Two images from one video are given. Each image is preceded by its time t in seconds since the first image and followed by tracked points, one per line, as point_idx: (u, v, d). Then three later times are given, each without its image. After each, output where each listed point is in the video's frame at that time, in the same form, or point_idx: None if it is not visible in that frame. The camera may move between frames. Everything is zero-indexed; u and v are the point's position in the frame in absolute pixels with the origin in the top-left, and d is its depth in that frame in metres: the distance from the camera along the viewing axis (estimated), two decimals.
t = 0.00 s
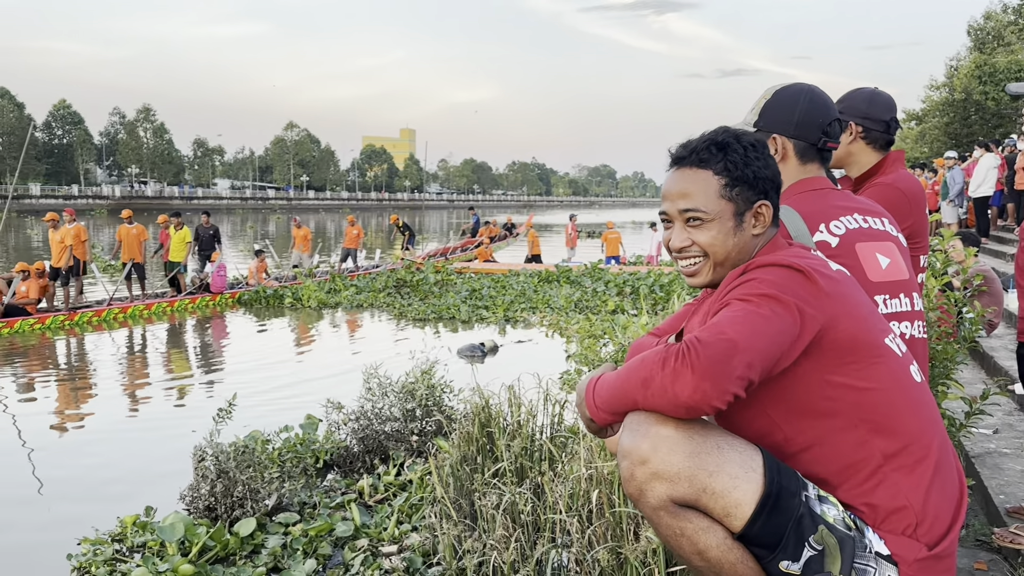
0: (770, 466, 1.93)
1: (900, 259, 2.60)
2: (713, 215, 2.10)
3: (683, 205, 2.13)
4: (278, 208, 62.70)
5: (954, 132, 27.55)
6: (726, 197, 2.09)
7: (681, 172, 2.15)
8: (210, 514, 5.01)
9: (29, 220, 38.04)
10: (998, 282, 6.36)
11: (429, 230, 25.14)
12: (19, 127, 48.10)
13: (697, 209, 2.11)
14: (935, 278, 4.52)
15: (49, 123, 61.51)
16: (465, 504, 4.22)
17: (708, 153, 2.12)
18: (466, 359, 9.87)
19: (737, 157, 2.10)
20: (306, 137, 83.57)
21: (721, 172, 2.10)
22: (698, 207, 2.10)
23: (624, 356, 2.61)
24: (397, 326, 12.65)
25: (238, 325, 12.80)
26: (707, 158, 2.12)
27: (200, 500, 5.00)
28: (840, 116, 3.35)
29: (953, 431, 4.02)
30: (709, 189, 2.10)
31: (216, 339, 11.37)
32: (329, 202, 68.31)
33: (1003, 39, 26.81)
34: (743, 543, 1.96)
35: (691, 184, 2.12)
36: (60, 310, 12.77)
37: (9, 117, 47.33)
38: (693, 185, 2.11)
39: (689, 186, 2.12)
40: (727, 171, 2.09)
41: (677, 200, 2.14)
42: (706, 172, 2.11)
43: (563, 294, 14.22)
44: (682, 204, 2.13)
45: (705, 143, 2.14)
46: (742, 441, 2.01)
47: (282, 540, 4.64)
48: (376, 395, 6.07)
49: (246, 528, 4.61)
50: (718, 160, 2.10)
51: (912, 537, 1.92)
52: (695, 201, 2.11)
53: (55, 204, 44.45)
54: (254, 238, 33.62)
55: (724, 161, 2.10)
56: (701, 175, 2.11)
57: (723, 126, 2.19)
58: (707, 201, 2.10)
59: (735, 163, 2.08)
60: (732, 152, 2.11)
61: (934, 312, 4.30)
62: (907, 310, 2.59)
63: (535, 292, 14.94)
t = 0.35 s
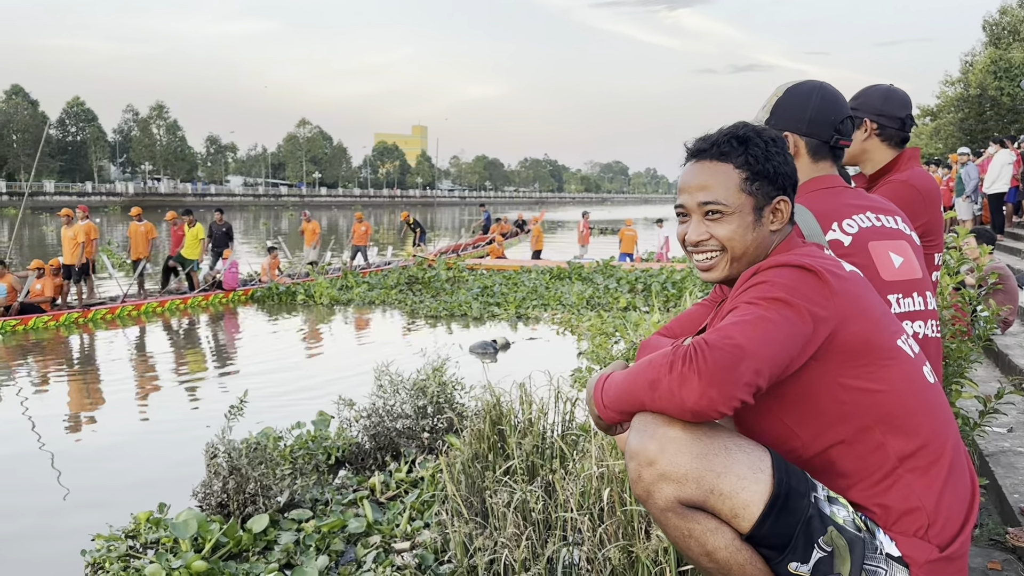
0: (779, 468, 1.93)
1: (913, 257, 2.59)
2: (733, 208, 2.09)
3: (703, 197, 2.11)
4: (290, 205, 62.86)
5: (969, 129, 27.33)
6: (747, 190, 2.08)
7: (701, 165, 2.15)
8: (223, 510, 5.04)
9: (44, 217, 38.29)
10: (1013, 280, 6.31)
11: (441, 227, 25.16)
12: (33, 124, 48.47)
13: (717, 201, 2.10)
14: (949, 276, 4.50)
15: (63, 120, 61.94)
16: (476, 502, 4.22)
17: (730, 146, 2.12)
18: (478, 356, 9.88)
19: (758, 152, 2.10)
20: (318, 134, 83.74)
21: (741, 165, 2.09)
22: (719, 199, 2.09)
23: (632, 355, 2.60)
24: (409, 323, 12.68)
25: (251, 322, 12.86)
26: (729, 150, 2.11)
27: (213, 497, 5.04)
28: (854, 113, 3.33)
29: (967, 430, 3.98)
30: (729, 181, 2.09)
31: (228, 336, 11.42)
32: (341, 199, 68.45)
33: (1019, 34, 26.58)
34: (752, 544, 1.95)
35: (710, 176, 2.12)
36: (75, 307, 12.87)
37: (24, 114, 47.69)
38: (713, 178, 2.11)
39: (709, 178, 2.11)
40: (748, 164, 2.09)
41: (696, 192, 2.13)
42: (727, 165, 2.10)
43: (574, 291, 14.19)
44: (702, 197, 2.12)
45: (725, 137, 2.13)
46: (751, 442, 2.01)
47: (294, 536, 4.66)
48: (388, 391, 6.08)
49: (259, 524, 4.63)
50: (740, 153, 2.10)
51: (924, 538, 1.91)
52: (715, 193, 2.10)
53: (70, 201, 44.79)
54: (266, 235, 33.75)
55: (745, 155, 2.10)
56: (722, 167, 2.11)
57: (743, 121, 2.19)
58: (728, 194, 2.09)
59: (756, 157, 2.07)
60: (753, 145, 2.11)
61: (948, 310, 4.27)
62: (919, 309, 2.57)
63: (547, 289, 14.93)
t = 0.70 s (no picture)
0: (792, 465, 1.91)
1: (927, 252, 2.56)
2: (742, 202, 2.07)
3: (711, 191, 2.10)
4: (300, 201, 62.97)
5: (981, 124, 27.14)
6: (756, 184, 2.06)
7: (711, 157, 2.12)
8: (233, 506, 5.04)
9: (55, 213, 38.47)
10: None
11: (451, 223, 25.15)
12: (45, 121, 48.73)
13: (725, 195, 2.08)
14: (960, 271, 4.46)
15: (74, 116, 62.22)
16: (485, 498, 4.21)
17: (740, 139, 2.09)
18: (488, 352, 9.87)
19: (769, 145, 2.07)
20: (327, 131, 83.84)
21: (751, 159, 2.07)
22: (727, 192, 2.07)
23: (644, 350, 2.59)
24: (418, 319, 12.67)
25: (260, 317, 12.87)
26: (738, 143, 2.09)
27: (222, 492, 5.03)
28: (867, 107, 3.30)
29: (980, 427, 3.94)
30: (738, 175, 2.07)
31: (237, 332, 11.44)
32: (350, 195, 68.50)
33: None
34: (763, 542, 1.93)
35: (720, 169, 2.09)
36: (85, 304, 12.91)
37: (35, 111, 47.94)
38: (722, 171, 2.08)
39: (718, 172, 2.09)
40: (758, 157, 2.06)
41: (705, 185, 2.11)
42: (737, 158, 2.08)
43: (584, 287, 14.16)
44: (710, 190, 2.10)
45: (736, 129, 2.11)
46: (763, 439, 1.99)
47: (304, 532, 4.66)
48: (397, 387, 6.07)
49: (268, 520, 4.63)
50: (749, 147, 2.07)
51: (938, 537, 1.89)
52: (724, 187, 2.08)
53: (80, 196, 45.01)
54: (277, 231, 33.84)
55: (755, 148, 2.07)
56: (731, 161, 2.08)
57: (754, 113, 2.16)
58: (737, 187, 2.07)
59: (766, 151, 2.05)
60: (764, 139, 2.08)
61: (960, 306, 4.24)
62: (932, 304, 2.55)
63: (555, 285, 14.90)
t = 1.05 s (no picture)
0: (806, 459, 1.89)
1: (939, 245, 2.55)
2: (754, 195, 2.05)
3: (723, 184, 2.08)
4: (308, 196, 63.04)
5: (991, 117, 26.99)
6: (768, 177, 2.04)
7: (721, 151, 2.11)
8: (241, 500, 5.04)
9: (65, 209, 38.61)
10: None
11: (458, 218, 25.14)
12: (54, 117, 48.95)
13: (737, 188, 2.06)
14: (972, 265, 4.43)
15: (83, 113, 62.47)
16: (493, 493, 4.22)
17: (750, 132, 2.08)
18: (495, 347, 9.86)
19: (780, 137, 2.06)
20: (335, 126, 83.88)
21: (762, 151, 2.05)
22: (738, 185, 2.06)
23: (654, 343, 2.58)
24: (426, 314, 12.67)
25: (268, 313, 12.89)
26: (748, 136, 2.07)
27: (231, 487, 5.03)
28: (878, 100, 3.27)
29: (992, 422, 3.91)
30: (750, 167, 2.05)
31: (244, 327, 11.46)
32: (358, 190, 68.55)
33: None
34: (776, 537, 1.91)
35: (730, 163, 2.08)
36: (95, 299, 12.94)
37: (44, 107, 48.16)
38: (733, 164, 2.07)
39: (729, 165, 2.07)
40: (770, 150, 2.05)
41: (716, 179, 2.09)
42: (747, 152, 2.06)
43: (591, 282, 14.14)
44: (721, 183, 2.08)
45: (746, 122, 2.09)
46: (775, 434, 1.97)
47: (312, 526, 4.67)
48: (405, 381, 6.07)
49: (278, 514, 4.64)
50: (760, 139, 2.06)
51: (952, 532, 1.87)
52: (735, 180, 2.06)
53: (90, 192, 45.20)
54: (285, 226, 33.90)
55: (766, 140, 2.06)
56: (741, 154, 2.07)
57: (764, 106, 2.14)
58: (749, 180, 2.05)
59: (777, 143, 2.03)
60: (775, 131, 2.07)
61: (971, 300, 4.21)
62: (945, 298, 2.53)
63: (563, 280, 14.88)
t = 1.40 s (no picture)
0: (816, 452, 1.89)
1: (952, 238, 2.55)
2: (776, 182, 2.04)
3: (742, 173, 2.07)
4: (315, 191, 63.10)
5: (1001, 111, 26.82)
6: (787, 165, 2.04)
7: (737, 140, 2.09)
8: (251, 495, 5.06)
9: (74, 204, 38.72)
10: None
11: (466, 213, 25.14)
12: (62, 113, 49.13)
13: (758, 176, 2.04)
14: (983, 259, 4.40)
15: (92, 108, 62.66)
16: (501, 487, 4.22)
17: (766, 121, 2.07)
18: (503, 342, 9.86)
19: (795, 126, 2.06)
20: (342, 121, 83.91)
21: (779, 140, 2.05)
22: (760, 173, 2.04)
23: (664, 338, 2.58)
24: (433, 309, 12.69)
25: (276, 308, 12.92)
26: (765, 126, 2.06)
27: (240, 481, 5.05)
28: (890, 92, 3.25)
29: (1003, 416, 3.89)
30: (769, 155, 2.04)
31: (253, 322, 11.50)
32: (365, 186, 68.59)
33: None
34: (787, 531, 1.90)
35: (748, 152, 2.06)
36: (104, 293, 12.99)
37: (52, 102, 48.32)
38: (751, 153, 2.06)
39: (748, 155, 2.06)
40: (786, 138, 2.04)
41: (734, 168, 2.08)
42: (765, 140, 2.05)
43: (598, 277, 14.12)
44: (740, 172, 2.07)
45: (762, 111, 2.08)
46: (786, 427, 1.97)
47: (321, 520, 4.68)
48: (413, 376, 6.08)
49: (287, 508, 4.66)
50: (776, 128, 2.05)
51: (964, 526, 1.86)
52: (755, 168, 2.05)
53: (99, 187, 45.33)
54: (293, 222, 33.93)
55: (782, 129, 2.05)
56: (759, 143, 2.06)
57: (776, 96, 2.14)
58: (768, 167, 2.04)
59: (795, 130, 2.03)
60: (790, 120, 2.07)
61: (983, 294, 4.19)
62: (958, 290, 2.53)
63: (570, 275, 14.86)
